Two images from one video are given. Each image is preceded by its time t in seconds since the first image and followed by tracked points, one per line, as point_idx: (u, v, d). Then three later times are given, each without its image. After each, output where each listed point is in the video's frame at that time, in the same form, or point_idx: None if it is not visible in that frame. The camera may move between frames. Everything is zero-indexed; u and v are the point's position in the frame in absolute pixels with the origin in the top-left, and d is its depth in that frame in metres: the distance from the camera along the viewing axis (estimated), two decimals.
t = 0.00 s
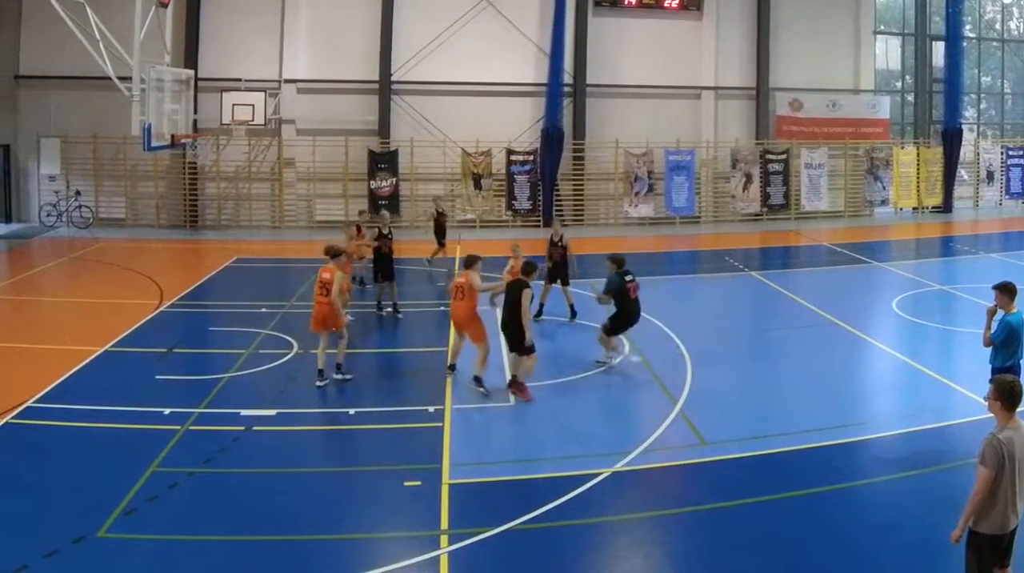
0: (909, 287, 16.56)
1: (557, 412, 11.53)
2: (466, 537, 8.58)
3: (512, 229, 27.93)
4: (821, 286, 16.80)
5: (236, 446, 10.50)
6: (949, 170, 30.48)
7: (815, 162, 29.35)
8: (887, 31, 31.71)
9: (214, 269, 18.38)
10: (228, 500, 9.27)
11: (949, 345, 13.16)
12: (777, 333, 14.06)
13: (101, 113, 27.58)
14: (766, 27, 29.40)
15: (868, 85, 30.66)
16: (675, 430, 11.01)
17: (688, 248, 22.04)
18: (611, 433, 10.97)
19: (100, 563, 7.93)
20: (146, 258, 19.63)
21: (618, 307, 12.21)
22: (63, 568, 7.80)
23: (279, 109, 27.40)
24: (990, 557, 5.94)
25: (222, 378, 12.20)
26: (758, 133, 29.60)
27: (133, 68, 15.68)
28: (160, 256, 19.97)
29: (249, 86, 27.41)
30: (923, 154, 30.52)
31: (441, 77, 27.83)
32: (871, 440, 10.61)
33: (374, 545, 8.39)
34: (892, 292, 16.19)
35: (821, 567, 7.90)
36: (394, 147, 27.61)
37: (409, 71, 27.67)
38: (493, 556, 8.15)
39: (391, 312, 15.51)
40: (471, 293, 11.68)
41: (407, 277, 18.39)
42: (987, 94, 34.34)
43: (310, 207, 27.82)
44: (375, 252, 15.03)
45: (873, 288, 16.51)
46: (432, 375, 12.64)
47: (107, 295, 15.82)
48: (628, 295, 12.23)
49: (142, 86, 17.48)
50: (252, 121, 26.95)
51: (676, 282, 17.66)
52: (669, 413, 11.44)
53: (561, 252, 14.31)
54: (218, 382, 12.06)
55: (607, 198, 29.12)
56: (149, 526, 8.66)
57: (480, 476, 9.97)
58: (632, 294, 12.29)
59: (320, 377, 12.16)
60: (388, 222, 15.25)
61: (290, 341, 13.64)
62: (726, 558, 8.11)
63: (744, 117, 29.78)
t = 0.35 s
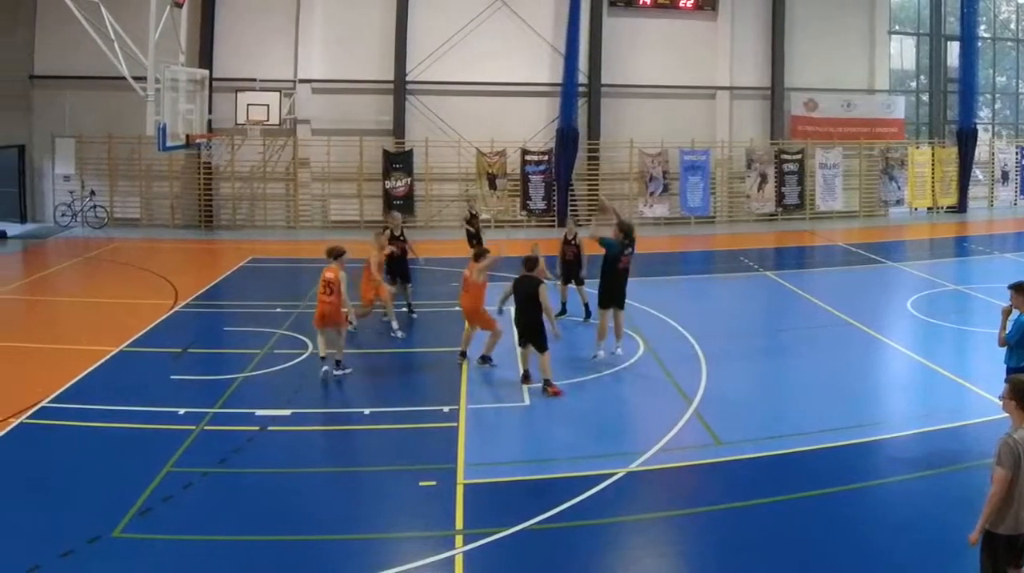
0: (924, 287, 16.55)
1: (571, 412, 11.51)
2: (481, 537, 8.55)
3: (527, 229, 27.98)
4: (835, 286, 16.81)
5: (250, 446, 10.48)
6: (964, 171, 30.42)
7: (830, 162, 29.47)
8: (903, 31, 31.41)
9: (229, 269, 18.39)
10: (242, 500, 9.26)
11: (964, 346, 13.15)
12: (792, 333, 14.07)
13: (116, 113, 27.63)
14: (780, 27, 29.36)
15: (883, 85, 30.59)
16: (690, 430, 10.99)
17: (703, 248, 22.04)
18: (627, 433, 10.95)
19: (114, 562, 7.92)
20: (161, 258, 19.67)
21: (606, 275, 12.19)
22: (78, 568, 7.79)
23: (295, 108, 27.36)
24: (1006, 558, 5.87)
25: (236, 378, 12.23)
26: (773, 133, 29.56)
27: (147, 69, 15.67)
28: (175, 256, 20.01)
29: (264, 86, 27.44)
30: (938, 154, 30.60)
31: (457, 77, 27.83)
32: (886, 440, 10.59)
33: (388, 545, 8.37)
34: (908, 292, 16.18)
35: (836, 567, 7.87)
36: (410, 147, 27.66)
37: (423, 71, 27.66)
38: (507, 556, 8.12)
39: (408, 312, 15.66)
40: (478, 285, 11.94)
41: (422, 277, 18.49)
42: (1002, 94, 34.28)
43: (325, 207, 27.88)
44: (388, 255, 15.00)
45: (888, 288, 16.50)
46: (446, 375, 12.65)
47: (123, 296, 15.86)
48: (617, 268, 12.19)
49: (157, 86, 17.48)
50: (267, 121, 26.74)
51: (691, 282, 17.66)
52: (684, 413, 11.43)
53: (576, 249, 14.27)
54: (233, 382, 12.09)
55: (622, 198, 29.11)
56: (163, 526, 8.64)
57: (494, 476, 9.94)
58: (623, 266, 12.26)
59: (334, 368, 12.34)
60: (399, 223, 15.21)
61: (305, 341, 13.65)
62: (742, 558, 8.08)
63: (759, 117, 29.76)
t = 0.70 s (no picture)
0: (938, 287, 16.55)
1: (583, 413, 11.51)
2: (495, 537, 8.53)
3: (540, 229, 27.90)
4: (848, 286, 16.82)
5: (261, 447, 10.48)
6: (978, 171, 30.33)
7: (844, 162, 29.42)
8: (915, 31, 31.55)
9: (242, 269, 18.39)
10: (256, 500, 9.25)
11: (977, 345, 13.16)
12: (805, 333, 14.09)
13: (129, 113, 27.72)
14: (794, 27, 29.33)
15: (896, 85, 30.54)
16: (703, 430, 10.99)
17: (717, 248, 22.04)
18: (639, 434, 10.94)
19: (128, 563, 7.92)
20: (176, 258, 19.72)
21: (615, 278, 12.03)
22: (92, 568, 7.78)
23: (308, 108, 27.40)
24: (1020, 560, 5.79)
25: (250, 377, 12.26)
26: (786, 133, 29.58)
27: (161, 68, 15.69)
28: (189, 256, 20.06)
29: (275, 86, 27.47)
30: (951, 154, 30.35)
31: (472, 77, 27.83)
32: (900, 440, 10.59)
33: (401, 545, 8.36)
34: (921, 292, 16.19)
35: (850, 568, 7.85)
36: (423, 147, 27.67)
37: (436, 71, 27.69)
38: (521, 557, 8.10)
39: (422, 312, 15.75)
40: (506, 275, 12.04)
41: (434, 277, 18.57)
42: (1016, 94, 34.15)
43: (338, 209, 27.86)
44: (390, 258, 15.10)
45: (901, 288, 16.52)
46: (457, 375, 12.66)
47: (136, 295, 15.88)
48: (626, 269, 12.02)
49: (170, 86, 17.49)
50: (281, 121, 26.83)
51: (703, 282, 17.67)
52: (697, 413, 11.43)
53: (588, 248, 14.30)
54: (246, 382, 12.10)
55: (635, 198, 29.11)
56: (176, 526, 8.64)
57: (508, 476, 9.92)
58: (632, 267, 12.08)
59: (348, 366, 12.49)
60: (400, 223, 15.35)
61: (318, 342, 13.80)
62: (755, 558, 8.07)
63: (772, 117, 29.76)
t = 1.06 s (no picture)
0: (952, 287, 16.54)
1: (596, 413, 11.51)
2: (508, 537, 8.53)
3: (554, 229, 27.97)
4: (862, 286, 16.82)
5: (275, 446, 10.48)
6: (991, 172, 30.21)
7: (857, 162, 29.53)
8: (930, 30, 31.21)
9: (255, 269, 18.41)
10: (269, 500, 9.24)
11: (991, 345, 13.15)
12: (818, 333, 14.10)
13: (144, 113, 27.78)
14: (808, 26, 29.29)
15: (910, 85, 30.52)
16: (716, 430, 10.99)
17: (730, 248, 22.03)
18: (652, 434, 10.94)
19: (141, 563, 7.91)
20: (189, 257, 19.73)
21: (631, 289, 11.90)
22: (106, 568, 7.78)
23: (322, 109, 27.52)
24: None
25: (264, 377, 12.28)
26: (800, 133, 29.55)
27: (175, 68, 15.70)
28: (203, 256, 20.07)
29: (291, 87, 27.58)
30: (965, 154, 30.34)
31: (485, 78, 27.82)
32: (913, 439, 10.59)
33: (415, 545, 8.36)
34: (934, 292, 16.19)
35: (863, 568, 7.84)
36: (436, 147, 27.71)
37: (449, 72, 27.69)
38: (535, 557, 8.10)
39: (434, 312, 15.81)
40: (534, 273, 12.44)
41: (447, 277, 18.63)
42: None
43: (352, 208, 27.87)
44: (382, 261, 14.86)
45: (915, 288, 16.51)
46: (470, 375, 12.69)
47: (150, 295, 15.89)
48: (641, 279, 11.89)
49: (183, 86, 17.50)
50: (295, 122, 26.85)
51: (717, 282, 17.67)
52: (710, 413, 11.43)
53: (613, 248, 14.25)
54: (260, 382, 12.11)
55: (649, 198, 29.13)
56: (189, 526, 8.63)
57: (522, 476, 9.91)
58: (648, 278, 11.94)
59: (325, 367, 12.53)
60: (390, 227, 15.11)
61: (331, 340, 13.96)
62: (768, 558, 8.06)
63: (786, 117, 29.75)
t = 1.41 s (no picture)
0: (966, 287, 16.54)
1: (610, 413, 11.50)
2: (521, 537, 8.52)
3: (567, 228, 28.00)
4: (875, 286, 16.83)
5: (288, 447, 10.48)
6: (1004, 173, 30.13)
7: (871, 162, 29.45)
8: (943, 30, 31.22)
9: (268, 269, 18.41)
10: (282, 500, 9.23)
11: (1004, 345, 13.16)
12: (831, 333, 14.11)
13: (157, 113, 27.80)
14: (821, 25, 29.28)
15: (923, 85, 30.49)
16: (730, 430, 10.98)
17: (743, 248, 22.02)
18: (666, 434, 10.94)
19: (155, 563, 7.90)
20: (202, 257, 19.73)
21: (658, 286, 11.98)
22: (121, 568, 7.77)
23: (335, 109, 27.53)
24: None
25: (277, 377, 12.28)
26: (813, 133, 29.54)
27: (188, 68, 15.68)
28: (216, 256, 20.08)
29: (303, 86, 27.61)
30: (979, 154, 30.25)
31: (497, 77, 27.82)
32: (927, 439, 10.60)
33: (428, 545, 8.35)
34: (947, 292, 16.19)
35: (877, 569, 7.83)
36: (450, 147, 27.73)
37: (463, 71, 27.68)
38: (548, 557, 8.09)
39: (447, 312, 15.82)
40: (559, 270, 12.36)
41: (460, 277, 18.67)
42: None
43: (366, 207, 27.92)
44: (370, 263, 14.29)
45: (928, 288, 16.50)
46: (483, 375, 12.69)
47: (163, 295, 15.89)
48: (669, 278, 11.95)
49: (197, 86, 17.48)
50: (308, 121, 26.99)
51: (729, 282, 17.69)
52: (724, 413, 11.43)
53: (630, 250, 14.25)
54: (273, 382, 12.12)
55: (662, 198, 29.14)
56: (202, 526, 8.62)
57: (536, 476, 9.91)
58: (675, 277, 11.99)
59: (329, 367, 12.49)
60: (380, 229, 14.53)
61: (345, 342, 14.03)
62: (782, 558, 8.06)
63: (799, 117, 29.74)
